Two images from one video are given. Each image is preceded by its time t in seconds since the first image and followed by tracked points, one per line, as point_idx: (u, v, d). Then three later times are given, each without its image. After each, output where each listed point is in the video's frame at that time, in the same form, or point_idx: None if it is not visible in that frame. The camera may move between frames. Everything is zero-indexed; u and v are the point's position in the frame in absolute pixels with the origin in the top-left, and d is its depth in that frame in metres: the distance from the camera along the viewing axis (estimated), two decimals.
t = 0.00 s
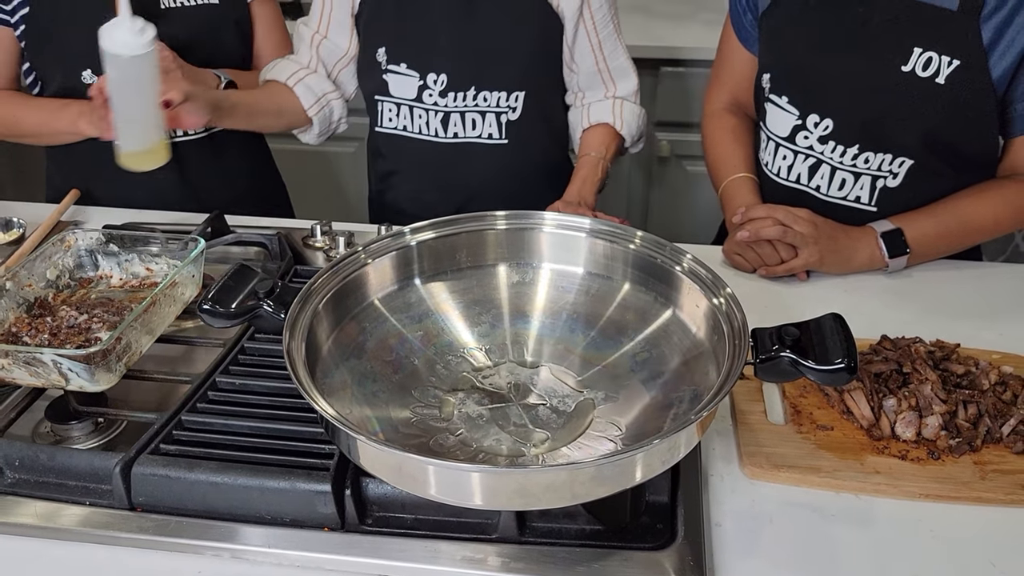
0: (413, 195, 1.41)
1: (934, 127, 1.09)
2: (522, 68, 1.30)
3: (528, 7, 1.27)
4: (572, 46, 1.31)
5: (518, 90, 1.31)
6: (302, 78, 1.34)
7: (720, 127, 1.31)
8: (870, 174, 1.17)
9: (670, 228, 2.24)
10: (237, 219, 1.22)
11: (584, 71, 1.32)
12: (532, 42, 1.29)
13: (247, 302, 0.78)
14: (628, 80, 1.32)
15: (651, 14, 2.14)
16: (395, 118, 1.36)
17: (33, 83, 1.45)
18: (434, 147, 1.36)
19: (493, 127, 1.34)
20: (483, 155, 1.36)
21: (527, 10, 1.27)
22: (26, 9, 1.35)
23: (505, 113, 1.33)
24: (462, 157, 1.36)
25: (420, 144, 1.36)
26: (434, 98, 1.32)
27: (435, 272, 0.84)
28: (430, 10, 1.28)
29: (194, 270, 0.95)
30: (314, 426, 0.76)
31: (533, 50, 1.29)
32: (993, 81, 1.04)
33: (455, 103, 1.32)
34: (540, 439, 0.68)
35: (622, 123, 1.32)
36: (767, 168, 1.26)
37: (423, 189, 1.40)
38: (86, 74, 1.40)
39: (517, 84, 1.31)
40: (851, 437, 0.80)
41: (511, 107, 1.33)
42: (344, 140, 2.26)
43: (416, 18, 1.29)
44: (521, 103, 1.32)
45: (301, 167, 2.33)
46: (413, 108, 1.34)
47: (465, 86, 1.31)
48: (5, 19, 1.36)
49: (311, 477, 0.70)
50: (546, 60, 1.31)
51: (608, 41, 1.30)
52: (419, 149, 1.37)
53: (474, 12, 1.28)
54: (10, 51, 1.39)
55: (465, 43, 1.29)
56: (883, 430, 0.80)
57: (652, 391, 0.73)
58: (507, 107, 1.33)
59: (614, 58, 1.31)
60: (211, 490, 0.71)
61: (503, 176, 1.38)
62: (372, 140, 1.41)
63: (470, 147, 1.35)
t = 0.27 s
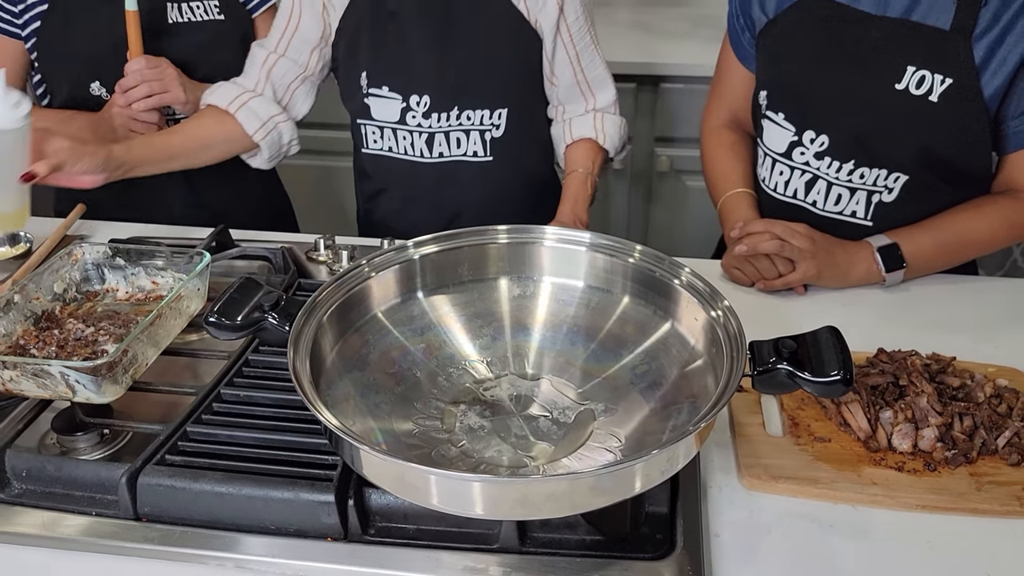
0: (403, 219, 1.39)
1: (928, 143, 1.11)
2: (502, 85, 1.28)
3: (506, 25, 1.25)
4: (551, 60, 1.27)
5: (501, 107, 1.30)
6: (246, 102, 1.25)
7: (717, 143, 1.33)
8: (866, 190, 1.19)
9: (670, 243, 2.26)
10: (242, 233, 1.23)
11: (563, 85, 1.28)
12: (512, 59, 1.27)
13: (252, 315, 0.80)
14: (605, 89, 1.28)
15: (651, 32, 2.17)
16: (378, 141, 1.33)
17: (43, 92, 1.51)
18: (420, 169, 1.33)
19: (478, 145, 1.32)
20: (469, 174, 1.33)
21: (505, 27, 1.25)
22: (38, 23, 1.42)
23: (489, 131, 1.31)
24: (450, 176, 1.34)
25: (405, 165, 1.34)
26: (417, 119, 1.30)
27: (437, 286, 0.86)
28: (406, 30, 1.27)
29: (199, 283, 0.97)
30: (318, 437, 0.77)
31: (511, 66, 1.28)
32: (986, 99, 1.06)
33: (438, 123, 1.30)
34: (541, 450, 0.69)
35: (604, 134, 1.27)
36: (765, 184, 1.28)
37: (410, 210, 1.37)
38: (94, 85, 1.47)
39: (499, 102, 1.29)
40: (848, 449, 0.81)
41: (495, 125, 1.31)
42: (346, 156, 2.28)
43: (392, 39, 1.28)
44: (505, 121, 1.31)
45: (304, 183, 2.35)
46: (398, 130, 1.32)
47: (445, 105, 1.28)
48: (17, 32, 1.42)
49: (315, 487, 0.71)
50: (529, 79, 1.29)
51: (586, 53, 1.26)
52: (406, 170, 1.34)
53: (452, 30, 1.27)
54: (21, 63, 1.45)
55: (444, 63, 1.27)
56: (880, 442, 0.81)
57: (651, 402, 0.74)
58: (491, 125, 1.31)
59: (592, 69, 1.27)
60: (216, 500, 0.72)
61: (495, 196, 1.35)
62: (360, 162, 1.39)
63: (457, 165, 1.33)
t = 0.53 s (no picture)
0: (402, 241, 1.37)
1: (924, 161, 1.13)
2: (491, 105, 1.26)
3: (494, 44, 1.23)
4: (537, 77, 1.26)
5: (491, 127, 1.27)
6: (212, 131, 1.18)
7: (717, 162, 1.34)
8: (863, 207, 1.20)
9: (670, 261, 2.27)
10: (247, 249, 1.25)
11: (549, 101, 1.28)
12: (501, 79, 1.25)
13: (258, 329, 0.81)
14: (592, 104, 1.27)
15: (652, 52, 2.20)
16: (371, 166, 1.30)
17: (52, 109, 1.54)
18: (414, 192, 1.31)
19: (470, 165, 1.29)
20: (462, 196, 1.31)
21: (494, 48, 1.23)
22: (47, 42, 1.43)
23: (480, 151, 1.29)
24: (443, 199, 1.31)
25: (399, 189, 1.31)
26: (409, 143, 1.27)
27: (440, 301, 0.87)
28: (393, 53, 1.23)
29: (205, 299, 0.98)
30: (323, 450, 0.78)
31: (500, 86, 1.25)
32: (981, 119, 1.08)
33: (429, 146, 1.27)
34: (544, 463, 0.70)
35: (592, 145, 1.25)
36: (763, 202, 1.29)
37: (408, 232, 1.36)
38: (97, 101, 1.51)
39: (489, 122, 1.27)
40: (847, 463, 0.82)
41: (486, 145, 1.29)
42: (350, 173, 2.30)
43: (379, 62, 1.24)
44: (496, 140, 1.28)
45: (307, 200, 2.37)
46: (389, 155, 1.29)
47: (436, 129, 1.26)
48: (27, 51, 1.44)
49: (320, 500, 0.72)
50: (519, 98, 1.27)
51: (571, 68, 1.25)
52: (398, 194, 1.31)
53: (440, 52, 1.24)
54: (31, 80, 1.48)
55: (433, 87, 1.24)
56: (878, 456, 0.82)
57: (652, 417, 0.74)
58: (482, 146, 1.29)
59: (579, 84, 1.26)
60: (221, 513, 0.73)
61: (494, 217, 1.34)
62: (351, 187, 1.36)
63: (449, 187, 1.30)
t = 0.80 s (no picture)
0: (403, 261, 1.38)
1: (919, 185, 1.14)
2: (479, 130, 1.26)
3: (482, 71, 1.23)
4: (524, 101, 1.26)
5: (480, 151, 1.27)
6: (194, 163, 1.19)
7: (716, 184, 1.36)
8: (860, 229, 1.21)
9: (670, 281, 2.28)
10: (251, 270, 1.26)
11: (538, 123, 1.28)
12: (487, 104, 1.25)
13: (263, 347, 0.82)
14: (580, 125, 1.27)
15: (652, 75, 2.22)
16: (363, 193, 1.30)
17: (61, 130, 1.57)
18: (407, 219, 1.30)
19: (460, 190, 1.29)
20: (453, 221, 1.30)
21: (480, 74, 1.23)
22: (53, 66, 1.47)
23: (470, 176, 1.28)
24: (434, 225, 1.30)
25: (391, 215, 1.30)
26: (399, 170, 1.26)
27: (442, 321, 0.88)
28: (380, 81, 1.24)
29: (210, 318, 0.99)
30: (325, 468, 0.78)
31: (487, 112, 1.25)
32: (974, 144, 1.10)
33: (419, 172, 1.26)
34: (544, 480, 0.71)
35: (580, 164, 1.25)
36: (761, 224, 1.31)
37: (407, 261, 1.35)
38: (98, 123, 1.52)
39: (477, 147, 1.26)
40: (845, 482, 0.82)
41: (476, 169, 1.28)
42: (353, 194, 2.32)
43: (366, 90, 1.24)
44: (485, 165, 1.28)
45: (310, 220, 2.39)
46: (379, 182, 1.28)
47: (424, 155, 1.25)
48: (34, 75, 1.48)
49: (322, 517, 0.73)
50: (508, 122, 1.27)
51: (557, 91, 1.26)
52: (391, 220, 1.31)
53: (426, 80, 1.24)
54: (39, 103, 1.52)
55: (422, 113, 1.24)
56: (876, 475, 0.82)
57: (651, 435, 0.75)
58: (471, 171, 1.28)
59: (566, 106, 1.26)
60: (224, 530, 0.74)
61: (492, 240, 1.33)
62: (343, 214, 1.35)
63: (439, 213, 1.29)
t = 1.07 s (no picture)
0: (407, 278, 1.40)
1: (916, 207, 1.15)
2: (473, 153, 1.27)
3: (474, 91, 1.24)
4: (518, 123, 1.28)
5: (475, 173, 1.28)
6: (192, 190, 1.20)
7: (716, 204, 1.37)
8: (858, 249, 1.22)
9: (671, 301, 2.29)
10: (254, 288, 1.27)
11: (533, 143, 1.29)
12: (481, 127, 1.26)
13: (267, 365, 0.83)
14: (574, 142, 1.29)
15: (652, 97, 2.25)
16: (359, 216, 1.31)
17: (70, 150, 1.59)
18: (403, 241, 1.31)
19: (456, 212, 1.30)
20: (449, 242, 1.31)
21: (474, 99, 1.24)
22: (64, 88, 1.49)
23: (465, 198, 1.29)
24: (427, 246, 1.32)
25: (388, 237, 1.32)
26: (395, 193, 1.28)
27: (443, 339, 0.89)
28: (374, 106, 1.25)
29: (214, 336, 1.00)
30: (327, 485, 0.79)
31: (481, 135, 1.26)
32: (971, 166, 1.11)
33: (415, 196, 1.28)
34: (545, 497, 0.72)
35: (576, 181, 1.27)
36: (761, 244, 1.32)
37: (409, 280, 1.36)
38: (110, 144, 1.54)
39: (472, 169, 1.28)
40: (843, 500, 0.83)
41: (471, 192, 1.29)
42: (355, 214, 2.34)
43: (361, 115, 1.25)
44: (480, 187, 1.29)
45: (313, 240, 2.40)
46: (375, 205, 1.30)
47: (419, 178, 1.26)
48: (46, 97, 1.50)
49: (324, 534, 0.73)
50: (502, 145, 1.28)
51: (551, 111, 1.28)
52: (388, 241, 1.32)
53: (419, 106, 1.24)
54: (50, 125, 1.54)
55: (416, 137, 1.25)
56: (874, 493, 0.83)
57: (650, 452, 0.76)
58: (467, 193, 1.29)
59: (559, 125, 1.29)
60: (226, 547, 0.74)
61: (491, 260, 1.35)
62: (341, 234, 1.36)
63: (434, 235, 1.31)
